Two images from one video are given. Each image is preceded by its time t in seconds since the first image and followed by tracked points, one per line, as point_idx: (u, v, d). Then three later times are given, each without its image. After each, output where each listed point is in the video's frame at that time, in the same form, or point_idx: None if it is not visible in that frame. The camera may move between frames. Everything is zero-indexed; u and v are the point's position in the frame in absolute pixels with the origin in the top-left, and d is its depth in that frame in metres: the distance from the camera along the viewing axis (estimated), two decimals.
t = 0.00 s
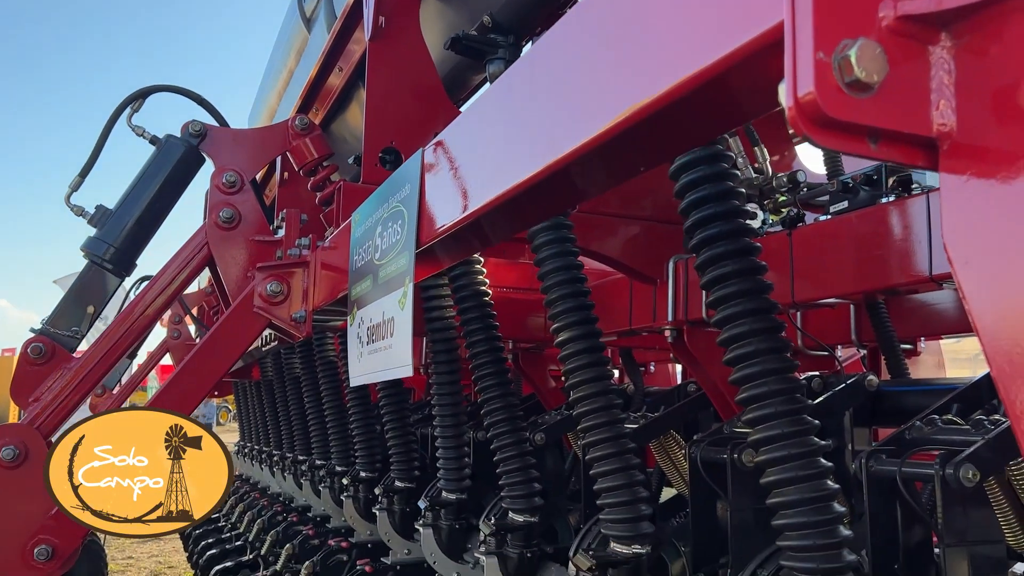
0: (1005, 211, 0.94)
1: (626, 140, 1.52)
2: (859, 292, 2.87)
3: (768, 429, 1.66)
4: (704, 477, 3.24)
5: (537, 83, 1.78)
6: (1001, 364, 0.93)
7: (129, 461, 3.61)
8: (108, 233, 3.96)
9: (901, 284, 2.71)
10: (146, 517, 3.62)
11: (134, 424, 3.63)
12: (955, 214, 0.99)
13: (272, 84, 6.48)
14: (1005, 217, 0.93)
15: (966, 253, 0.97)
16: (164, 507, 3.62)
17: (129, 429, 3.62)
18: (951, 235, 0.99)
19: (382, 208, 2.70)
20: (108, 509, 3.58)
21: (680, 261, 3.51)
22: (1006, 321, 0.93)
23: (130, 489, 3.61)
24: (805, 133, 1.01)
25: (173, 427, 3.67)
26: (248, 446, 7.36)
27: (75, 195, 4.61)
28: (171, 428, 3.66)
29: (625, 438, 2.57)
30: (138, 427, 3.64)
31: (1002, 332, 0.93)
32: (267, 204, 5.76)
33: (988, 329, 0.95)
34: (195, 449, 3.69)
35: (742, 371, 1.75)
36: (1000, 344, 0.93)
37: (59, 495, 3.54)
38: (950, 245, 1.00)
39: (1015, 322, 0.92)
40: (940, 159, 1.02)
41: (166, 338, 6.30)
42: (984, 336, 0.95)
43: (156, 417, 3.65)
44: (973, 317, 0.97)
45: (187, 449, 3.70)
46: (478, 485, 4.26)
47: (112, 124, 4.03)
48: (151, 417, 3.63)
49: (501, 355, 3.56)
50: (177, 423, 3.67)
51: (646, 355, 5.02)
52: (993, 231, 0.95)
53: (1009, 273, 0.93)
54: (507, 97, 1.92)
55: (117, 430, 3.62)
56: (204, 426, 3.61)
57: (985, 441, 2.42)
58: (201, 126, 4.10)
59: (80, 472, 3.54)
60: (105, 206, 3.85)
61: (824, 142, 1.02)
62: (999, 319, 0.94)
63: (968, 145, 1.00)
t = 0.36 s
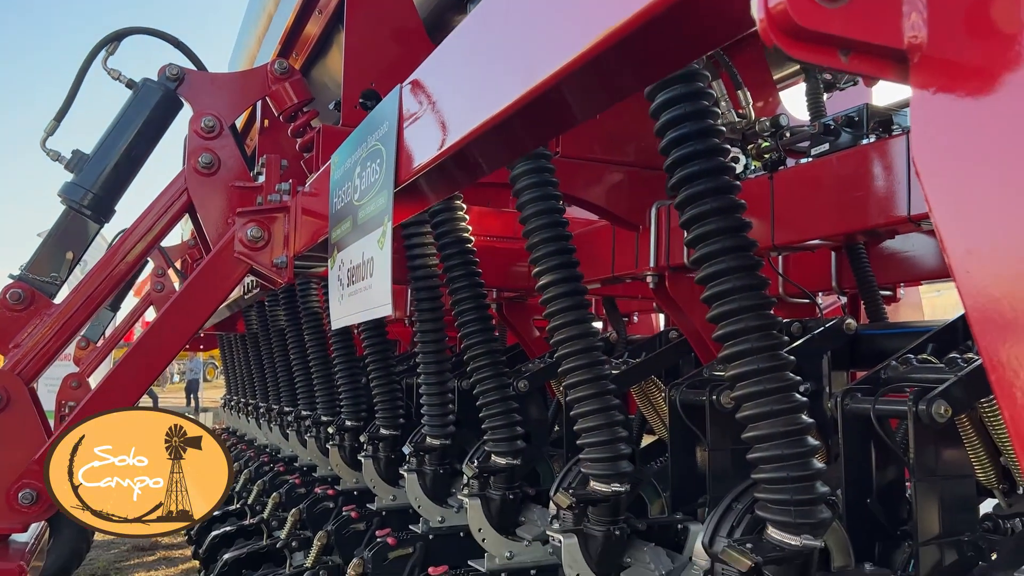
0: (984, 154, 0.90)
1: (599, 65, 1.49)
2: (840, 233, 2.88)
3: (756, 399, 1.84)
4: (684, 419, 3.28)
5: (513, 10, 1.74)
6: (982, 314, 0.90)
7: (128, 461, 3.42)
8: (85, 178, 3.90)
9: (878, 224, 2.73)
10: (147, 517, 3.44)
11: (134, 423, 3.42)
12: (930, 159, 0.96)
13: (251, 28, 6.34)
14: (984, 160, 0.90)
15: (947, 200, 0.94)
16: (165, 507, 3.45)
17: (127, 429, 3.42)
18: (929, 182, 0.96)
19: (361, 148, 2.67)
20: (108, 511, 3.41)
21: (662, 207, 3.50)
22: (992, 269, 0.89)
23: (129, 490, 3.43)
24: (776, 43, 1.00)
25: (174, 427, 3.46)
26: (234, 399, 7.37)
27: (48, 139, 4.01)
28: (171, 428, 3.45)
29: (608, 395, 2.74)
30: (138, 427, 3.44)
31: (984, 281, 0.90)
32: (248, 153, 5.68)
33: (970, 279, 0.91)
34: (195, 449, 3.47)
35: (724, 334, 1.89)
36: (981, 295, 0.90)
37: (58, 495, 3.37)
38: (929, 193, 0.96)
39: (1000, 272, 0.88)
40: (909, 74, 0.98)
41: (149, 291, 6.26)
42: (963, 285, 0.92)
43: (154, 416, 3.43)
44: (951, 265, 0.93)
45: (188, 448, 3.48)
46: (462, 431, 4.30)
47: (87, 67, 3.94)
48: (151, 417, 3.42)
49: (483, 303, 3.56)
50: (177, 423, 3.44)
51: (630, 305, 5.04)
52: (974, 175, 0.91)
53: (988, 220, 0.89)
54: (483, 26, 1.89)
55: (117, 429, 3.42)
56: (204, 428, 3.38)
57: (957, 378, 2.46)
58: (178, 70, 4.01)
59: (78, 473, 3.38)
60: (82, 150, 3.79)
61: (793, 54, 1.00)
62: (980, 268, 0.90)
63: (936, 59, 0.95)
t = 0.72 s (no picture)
0: (969, 89, 0.81)
1: None
2: (821, 180, 2.89)
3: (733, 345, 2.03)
4: (663, 368, 3.33)
5: None
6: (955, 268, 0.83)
7: (128, 461, 3.53)
8: (62, 128, 3.84)
9: (859, 171, 2.74)
10: (147, 517, 3.53)
11: (134, 423, 3.54)
12: (912, 98, 0.88)
13: None
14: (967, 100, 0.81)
15: (925, 145, 0.86)
16: (164, 508, 3.55)
17: (128, 429, 3.54)
18: (908, 126, 0.88)
19: (339, 93, 2.65)
20: (108, 509, 3.51)
21: (645, 158, 3.48)
22: (970, 220, 0.81)
23: (130, 490, 3.54)
24: None
25: (174, 426, 3.58)
26: (219, 358, 7.39)
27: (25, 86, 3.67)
28: (172, 429, 3.58)
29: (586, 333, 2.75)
30: (137, 428, 3.55)
31: (958, 232, 0.82)
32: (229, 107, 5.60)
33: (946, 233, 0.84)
34: (196, 449, 3.61)
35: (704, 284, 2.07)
36: (957, 247, 0.83)
37: (58, 494, 3.46)
38: (908, 137, 0.89)
39: (979, 223, 0.80)
40: None
41: (132, 248, 6.21)
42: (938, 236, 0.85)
43: (154, 417, 3.55)
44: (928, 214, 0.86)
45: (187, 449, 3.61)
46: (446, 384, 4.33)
47: (60, 15, 3.85)
48: (150, 417, 3.54)
49: (466, 254, 3.56)
50: (178, 423, 3.57)
51: (613, 260, 5.06)
52: (953, 116, 0.83)
53: (968, 169, 0.81)
54: None
55: (117, 428, 3.54)
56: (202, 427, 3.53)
57: (933, 321, 2.49)
58: (154, 18, 3.93)
59: (80, 473, 3.48)
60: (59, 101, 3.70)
61: None
62: (959, 218, 0.82)
63: None
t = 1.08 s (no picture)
0: (946, 71, 0.76)
1: None
2: (804, 136, 2.90)
3: (715, 296, 2.14)
4: (647, 324, 3.36)
5: None
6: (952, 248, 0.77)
7: (129, 461, 3.71)
8: (39, 84, 3.79)
9: (842, 125, 2.74)
10: (146, 517, 3.71)
11: (135, 425, 3.71)
12: (894, 80, 0.81)
13: None
14: (938, 80, 0.77)
15: (911, 105, 0.79)
16: (164, 507, 3.72)
17: (131, 433, 3.71)
18: (892, 96, 0.81)
19: (321, 45, 2.62)
20: (112, 507, 3.68)
21: (630, 116, 3.48)
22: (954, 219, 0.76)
23: (132, 489, 3.71)
24: None
25: (174, 430, 3.77)
26: (204, 321, 7.38)
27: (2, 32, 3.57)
28: (172, 431, 3.76)
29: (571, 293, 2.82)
30: (138, 429, 3.73)
31: (950, 214, 0.77)
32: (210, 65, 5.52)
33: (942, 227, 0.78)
34: (194, 449, 3.79)
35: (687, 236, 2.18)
36: (946, 221, 0.77)
37: (59, 495, 3.64)
38: (892, 108, 0.82)
39: (972, 189, 0.74)
40: None
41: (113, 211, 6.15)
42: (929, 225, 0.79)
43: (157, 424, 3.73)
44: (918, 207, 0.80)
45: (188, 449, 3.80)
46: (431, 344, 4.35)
47: None
48: (151, 418, 3.72)
49: (450, 212, 3.55)
50: (178, 425, 3.76)
51: (598, 220, 5.07)
52: (935, 71, 0.77)
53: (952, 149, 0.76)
54: None
55: (118, 431, 3.71)
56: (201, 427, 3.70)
57: (912, 273, 2.51)
58: None
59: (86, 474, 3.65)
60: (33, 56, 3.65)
61: None
62: (948, 185, 0.76)
63: None
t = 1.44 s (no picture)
0: (924, 61, 0.85)
1: None
2: (788, 94, 2.91)
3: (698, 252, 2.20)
4: (631, 285, 3.38)
5: None
6: (933, 214, 0.85)
7: (128, 461, 3.21)
8: (15, 45, 3.67)
9: (825, 82, 2.74)
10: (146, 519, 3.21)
11: (136, 421, 3.22)
12: (877, 73, 0.89)
13: None
14: (915, 69, 0.86)
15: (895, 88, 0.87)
16: (165, 508, 3.23)
17: (131, 430, 3.22)
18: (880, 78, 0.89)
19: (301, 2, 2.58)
20: (107, 511, 3.17)
21: (614, 75, 3.50)
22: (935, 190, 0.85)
23: (129, 492, 3.21)
24: None
25: (174, 428, 3.27)
26: (190, 290, 7.34)
27: None
28: (173, 429, 3.27)
29: (556, 252, 2.85)
30: (139, 425, 3.24)
31: (934, 189, 0.85)
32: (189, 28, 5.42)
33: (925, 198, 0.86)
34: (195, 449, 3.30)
35: (670, 192, 2.25)
36: (932, 194, 0.85)
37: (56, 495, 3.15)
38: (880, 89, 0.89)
39: (959, 164, 0.83)
40: None
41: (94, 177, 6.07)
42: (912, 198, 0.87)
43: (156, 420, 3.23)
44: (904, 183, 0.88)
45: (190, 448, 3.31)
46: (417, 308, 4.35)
47: None
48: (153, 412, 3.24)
49: (434, 174, 3.55)
50: (178, 424, 3.25)
51: (583, 184, 5.07)
52: (919, 57, 0.85)
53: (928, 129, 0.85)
54: None
55: (118, 428, 3.21)
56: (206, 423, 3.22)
57: (893, 229, 2.53)
58: None
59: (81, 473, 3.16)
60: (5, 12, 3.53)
61: None
62: (934, 161, 0.85)
63: None
